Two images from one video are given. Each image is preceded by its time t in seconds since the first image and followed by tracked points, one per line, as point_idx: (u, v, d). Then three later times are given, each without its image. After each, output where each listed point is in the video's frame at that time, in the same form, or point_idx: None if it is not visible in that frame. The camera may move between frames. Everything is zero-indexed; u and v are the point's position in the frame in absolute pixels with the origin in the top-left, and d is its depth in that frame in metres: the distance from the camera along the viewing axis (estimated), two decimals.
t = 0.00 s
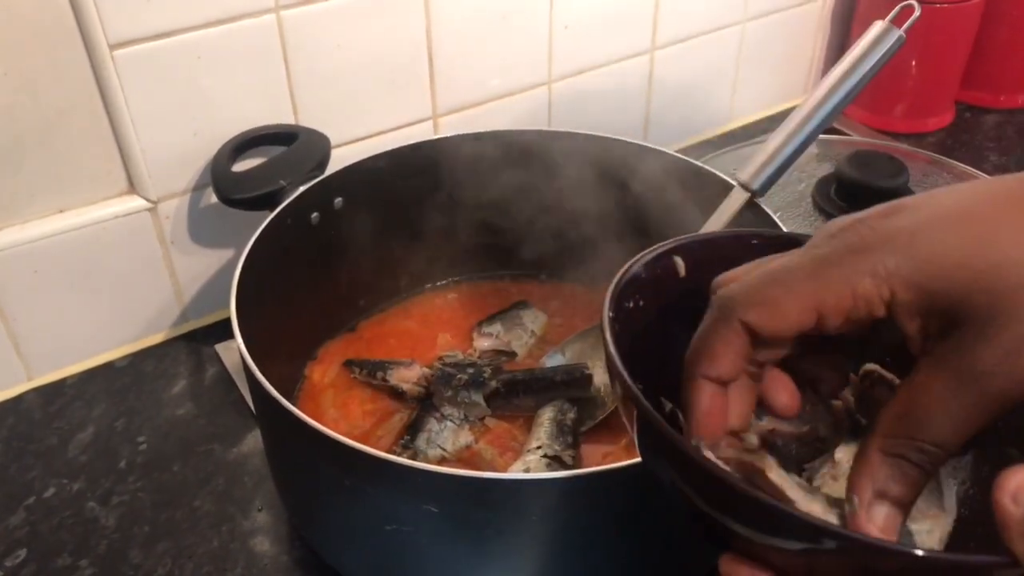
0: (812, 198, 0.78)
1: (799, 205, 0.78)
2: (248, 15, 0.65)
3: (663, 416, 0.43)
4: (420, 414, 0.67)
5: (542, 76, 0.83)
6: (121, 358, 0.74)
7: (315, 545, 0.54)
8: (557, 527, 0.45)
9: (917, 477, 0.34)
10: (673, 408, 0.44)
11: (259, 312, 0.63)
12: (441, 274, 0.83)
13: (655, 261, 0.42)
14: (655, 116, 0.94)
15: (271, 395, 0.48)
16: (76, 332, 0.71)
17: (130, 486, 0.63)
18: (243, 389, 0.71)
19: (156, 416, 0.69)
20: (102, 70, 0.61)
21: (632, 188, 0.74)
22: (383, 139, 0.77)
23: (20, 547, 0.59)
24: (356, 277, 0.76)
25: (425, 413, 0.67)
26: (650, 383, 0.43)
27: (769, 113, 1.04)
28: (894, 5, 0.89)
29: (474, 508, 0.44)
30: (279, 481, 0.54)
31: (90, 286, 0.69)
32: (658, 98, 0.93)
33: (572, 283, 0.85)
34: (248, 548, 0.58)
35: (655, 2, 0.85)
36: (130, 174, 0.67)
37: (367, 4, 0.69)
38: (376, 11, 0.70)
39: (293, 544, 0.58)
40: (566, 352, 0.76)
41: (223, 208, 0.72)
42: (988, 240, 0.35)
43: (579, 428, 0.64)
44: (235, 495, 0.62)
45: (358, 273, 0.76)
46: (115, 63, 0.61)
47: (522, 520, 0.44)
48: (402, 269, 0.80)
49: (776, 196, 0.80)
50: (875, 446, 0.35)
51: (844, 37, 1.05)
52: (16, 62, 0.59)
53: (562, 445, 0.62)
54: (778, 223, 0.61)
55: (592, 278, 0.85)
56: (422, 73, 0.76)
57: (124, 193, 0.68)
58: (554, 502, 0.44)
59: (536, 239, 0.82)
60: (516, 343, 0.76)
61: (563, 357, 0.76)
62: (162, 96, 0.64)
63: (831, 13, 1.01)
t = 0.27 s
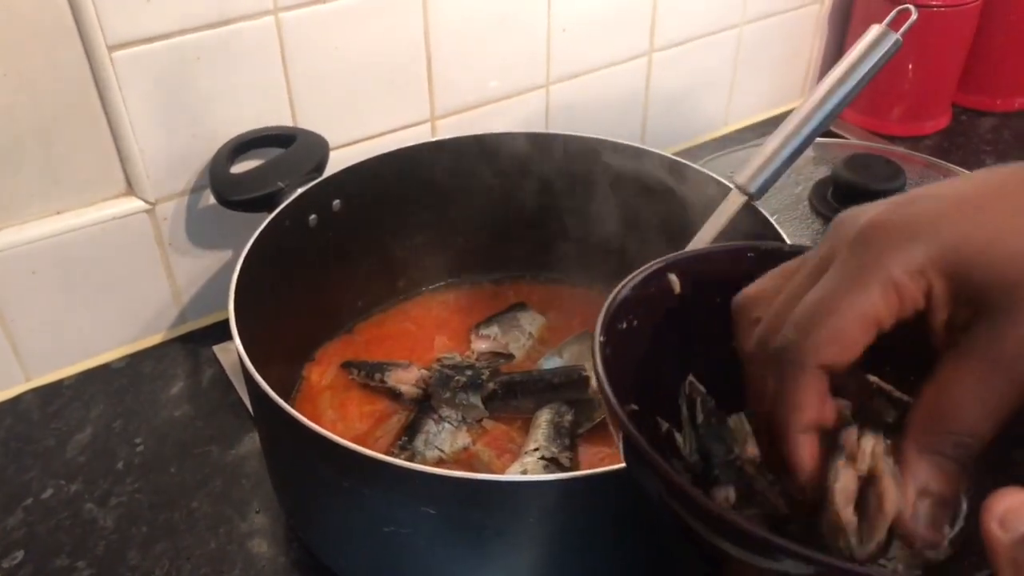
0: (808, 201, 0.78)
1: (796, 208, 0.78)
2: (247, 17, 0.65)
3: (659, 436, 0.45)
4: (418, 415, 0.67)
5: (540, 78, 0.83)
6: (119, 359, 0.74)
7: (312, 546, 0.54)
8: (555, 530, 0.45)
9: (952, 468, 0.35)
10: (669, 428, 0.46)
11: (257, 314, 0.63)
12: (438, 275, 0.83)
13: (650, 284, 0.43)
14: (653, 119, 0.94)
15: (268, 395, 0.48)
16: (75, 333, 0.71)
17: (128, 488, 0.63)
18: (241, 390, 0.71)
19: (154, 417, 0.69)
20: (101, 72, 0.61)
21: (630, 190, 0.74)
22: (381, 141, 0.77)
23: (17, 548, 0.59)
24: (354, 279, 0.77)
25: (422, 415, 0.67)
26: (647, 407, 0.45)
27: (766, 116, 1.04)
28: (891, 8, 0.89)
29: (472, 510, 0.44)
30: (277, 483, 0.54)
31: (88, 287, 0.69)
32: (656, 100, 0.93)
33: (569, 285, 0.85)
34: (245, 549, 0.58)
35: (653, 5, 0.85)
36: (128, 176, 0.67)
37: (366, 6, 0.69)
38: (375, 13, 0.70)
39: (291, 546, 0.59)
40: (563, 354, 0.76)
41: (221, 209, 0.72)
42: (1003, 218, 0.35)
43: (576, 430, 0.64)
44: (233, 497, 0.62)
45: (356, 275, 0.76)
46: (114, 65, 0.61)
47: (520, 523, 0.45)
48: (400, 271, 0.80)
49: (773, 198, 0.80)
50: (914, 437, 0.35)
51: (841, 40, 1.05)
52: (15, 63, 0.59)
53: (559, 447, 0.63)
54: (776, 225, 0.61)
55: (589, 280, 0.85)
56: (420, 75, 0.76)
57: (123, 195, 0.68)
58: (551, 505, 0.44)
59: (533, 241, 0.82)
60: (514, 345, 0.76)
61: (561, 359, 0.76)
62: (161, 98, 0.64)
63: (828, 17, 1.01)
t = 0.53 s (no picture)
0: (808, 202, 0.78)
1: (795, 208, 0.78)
2: (247, 17, 0.65)
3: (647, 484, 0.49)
4: (416, 416, 0.67)
5: (539, 79, 0.83)
6: (117, 359, 0.74)
7: (311, 546, 0.54)
8: (554, 530, 0.45)
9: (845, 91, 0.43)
10: (657, 476, 0.49)
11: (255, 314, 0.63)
12: (437, 276, 0.83)
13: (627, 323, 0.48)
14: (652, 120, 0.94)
15: (266, 395, 0.48)
16: (74, 334, 0.71)
17: (126, 488, 0.63)
18: (240, 391, 0.71)
19: (153, 418, 0.69)
20: (100, 72, 0.61)
21: (629, 191, 0.74)
22: (380, 142, 0.77)
23: (16, 549, 0.58)
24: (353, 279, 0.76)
25: (421, 415, 0.67)
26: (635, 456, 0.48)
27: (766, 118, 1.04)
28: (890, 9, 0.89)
29: (471, 510, 0.44)
30: (275, 483, 0.54)
31: (87, 287, 0.69)
32: (655, 101, 0.93)
33: (569, 285, 0.85)
34: (244, 550, 0.58)
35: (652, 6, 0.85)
36: (127, 176, 0.67)
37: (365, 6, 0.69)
38: (374, 13, 0.70)
39: (290, 546, 0.58)
40: (562, 354, 0.76)
41: (220, 210, 0.72)
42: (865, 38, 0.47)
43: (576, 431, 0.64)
44: (231, 497, 0.62)
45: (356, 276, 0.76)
46: (113, 65, 0.61)
47: (519, 523, 0.45)
48: (399, 272, 0.80)
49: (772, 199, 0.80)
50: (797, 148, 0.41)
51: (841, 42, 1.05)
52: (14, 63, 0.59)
53: (558, 447, 0.62)
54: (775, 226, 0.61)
55: (589, 281, 0.85)
56: (419, 76, 0.76)
57: (122, 195, 0.68)
58: (551, 505, 0.44)
59: (533, 242, 0.82)
60: (512, 346, 0.76)
61: (559, 360, 0.75)
62: (160, 98, 0.64)
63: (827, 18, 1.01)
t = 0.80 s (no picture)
0: (807, 200, 0.78)
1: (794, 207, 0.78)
2: (246, 17, 0.65)
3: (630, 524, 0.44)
4: (416, 415, 0.67)
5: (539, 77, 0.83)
6: (116, 360, 0.74)
7: (310, 545, 0.54)
8: (552, 530, 0.45)
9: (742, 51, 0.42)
10: (642, 516, 0.44)
11: (255, 313, 0.63)
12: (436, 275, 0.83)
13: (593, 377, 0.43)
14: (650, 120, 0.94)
15: (265, 394, 0.48)
16: (73, 334, 0.71)
17: (125, 488, 0.63)
18: (240, 390, 0.71)
19: (152, 418, 0.69)
20: (99, 72, 0.61)
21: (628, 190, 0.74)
22: (378, 142, 0.77)
23: (15, 549, 0.58)
24: (351, 279, 0.76)
25: (420, 415, 0.67)
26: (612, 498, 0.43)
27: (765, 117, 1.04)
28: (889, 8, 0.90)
29: (470, 510, 0.44)
30: (275, 482, 0.54)
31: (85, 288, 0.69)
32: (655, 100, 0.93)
33: (568, 285, 0.85)
34: (243, 550, 0.58)
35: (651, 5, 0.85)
36: (126, 176, 0.67)
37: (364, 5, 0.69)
38: (373, 13, 0.70)
39: (289, 545, 0.58)
40: (562, 354, 0.76)
41: (219, 209, 0.72)
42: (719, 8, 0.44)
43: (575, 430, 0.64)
44: (231, 497, 0.62)
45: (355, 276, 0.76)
46: (112, 65, 0.61)
47: (518, 522, 0.45)
48: (398, 271, 0.80)
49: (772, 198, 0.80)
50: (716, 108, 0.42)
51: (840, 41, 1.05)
52: (13, 64, 0.59)
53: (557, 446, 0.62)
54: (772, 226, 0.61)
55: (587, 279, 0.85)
56: (418, 75, 0.76)
57: (120, 195, 0.68)
58: (550, 505, 0.44)
59: (531, 243, 0.82)
60: (512, 344, 0.76)
61: (558, 358, 0.76)
62: (159, 98, 0.64)
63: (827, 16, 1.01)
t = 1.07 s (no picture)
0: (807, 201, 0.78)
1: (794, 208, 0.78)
2: (245, 19, 0.65)
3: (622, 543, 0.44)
4: (417, 416, 0.67)
5: (537, 79, 0.83)
6: (116, 361, 0.74)
7: (310, 547, 0.54)
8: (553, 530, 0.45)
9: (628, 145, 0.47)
10: (632, 537, 0.44)
11: (255, 314, 0.64)
12: (437, 276, 0.83)
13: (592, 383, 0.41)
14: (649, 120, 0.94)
15: (265, 395, 0.48)
16: (73, 337, 0.71)
17: (126, 490, 0.63)
18: (240, 392, 0.71)
19: (153, 420, 0.69)
20: (99, 74, 0.61)
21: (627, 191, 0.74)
22: (378, 143, 0.77)
23: (16, 551, 0.58)
24: (351, 281, 0.76)
25: (421, 416, 0.67)
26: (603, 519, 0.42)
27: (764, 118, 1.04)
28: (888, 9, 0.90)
29: (471, 511, 0.44)
30: (275, 484, 0.54)
31: (86, 290, 0.69)
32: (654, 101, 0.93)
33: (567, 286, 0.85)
34: (244, 552, 0.58)
35: (649, 6, 0.85)
36: (126, 178, 0.67)
37: (364, 8, 0.70)
38: (372, 15, 0.70)
39: (289, 547, 0.58)
40: (562, 355, 0.74)
41: (219, 211, 0.72)
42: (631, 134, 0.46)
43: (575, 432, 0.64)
44: (231, 499, 0.62)
45: (355, 278, 0.77)
46: (112, 68, 0.61)
47: (519, 523, 0.45)
48: (398, 273, 0.80)
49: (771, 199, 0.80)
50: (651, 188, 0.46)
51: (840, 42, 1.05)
52: (13, 66, 0.59)
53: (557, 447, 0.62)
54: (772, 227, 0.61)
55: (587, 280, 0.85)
56: (418, 77, 0.76)
57: (120, 198, 0.68)
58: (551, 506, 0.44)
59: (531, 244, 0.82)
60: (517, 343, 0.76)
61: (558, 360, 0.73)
62: (158, 100, 0.64)
63: (826, 17, 1.01)
